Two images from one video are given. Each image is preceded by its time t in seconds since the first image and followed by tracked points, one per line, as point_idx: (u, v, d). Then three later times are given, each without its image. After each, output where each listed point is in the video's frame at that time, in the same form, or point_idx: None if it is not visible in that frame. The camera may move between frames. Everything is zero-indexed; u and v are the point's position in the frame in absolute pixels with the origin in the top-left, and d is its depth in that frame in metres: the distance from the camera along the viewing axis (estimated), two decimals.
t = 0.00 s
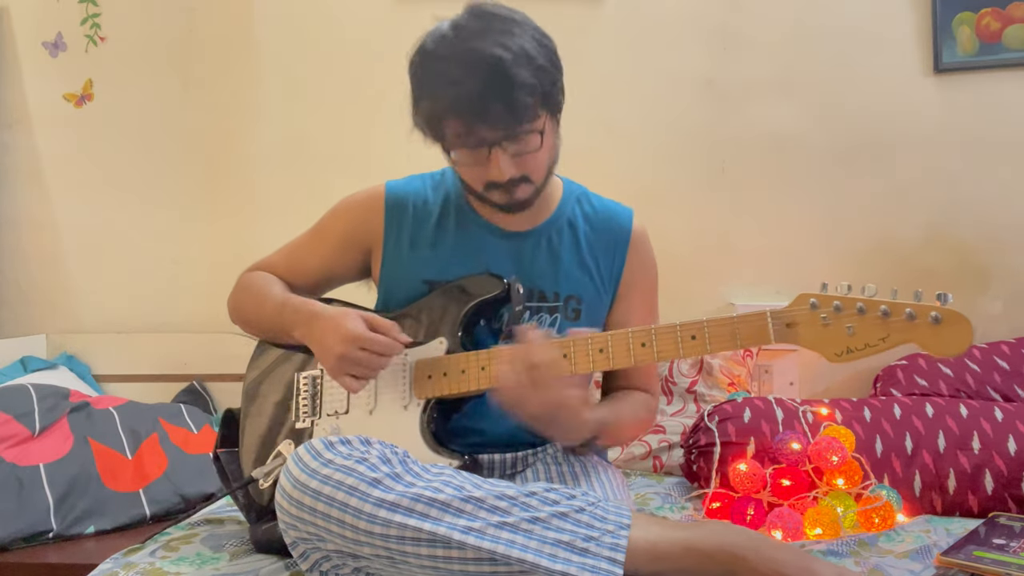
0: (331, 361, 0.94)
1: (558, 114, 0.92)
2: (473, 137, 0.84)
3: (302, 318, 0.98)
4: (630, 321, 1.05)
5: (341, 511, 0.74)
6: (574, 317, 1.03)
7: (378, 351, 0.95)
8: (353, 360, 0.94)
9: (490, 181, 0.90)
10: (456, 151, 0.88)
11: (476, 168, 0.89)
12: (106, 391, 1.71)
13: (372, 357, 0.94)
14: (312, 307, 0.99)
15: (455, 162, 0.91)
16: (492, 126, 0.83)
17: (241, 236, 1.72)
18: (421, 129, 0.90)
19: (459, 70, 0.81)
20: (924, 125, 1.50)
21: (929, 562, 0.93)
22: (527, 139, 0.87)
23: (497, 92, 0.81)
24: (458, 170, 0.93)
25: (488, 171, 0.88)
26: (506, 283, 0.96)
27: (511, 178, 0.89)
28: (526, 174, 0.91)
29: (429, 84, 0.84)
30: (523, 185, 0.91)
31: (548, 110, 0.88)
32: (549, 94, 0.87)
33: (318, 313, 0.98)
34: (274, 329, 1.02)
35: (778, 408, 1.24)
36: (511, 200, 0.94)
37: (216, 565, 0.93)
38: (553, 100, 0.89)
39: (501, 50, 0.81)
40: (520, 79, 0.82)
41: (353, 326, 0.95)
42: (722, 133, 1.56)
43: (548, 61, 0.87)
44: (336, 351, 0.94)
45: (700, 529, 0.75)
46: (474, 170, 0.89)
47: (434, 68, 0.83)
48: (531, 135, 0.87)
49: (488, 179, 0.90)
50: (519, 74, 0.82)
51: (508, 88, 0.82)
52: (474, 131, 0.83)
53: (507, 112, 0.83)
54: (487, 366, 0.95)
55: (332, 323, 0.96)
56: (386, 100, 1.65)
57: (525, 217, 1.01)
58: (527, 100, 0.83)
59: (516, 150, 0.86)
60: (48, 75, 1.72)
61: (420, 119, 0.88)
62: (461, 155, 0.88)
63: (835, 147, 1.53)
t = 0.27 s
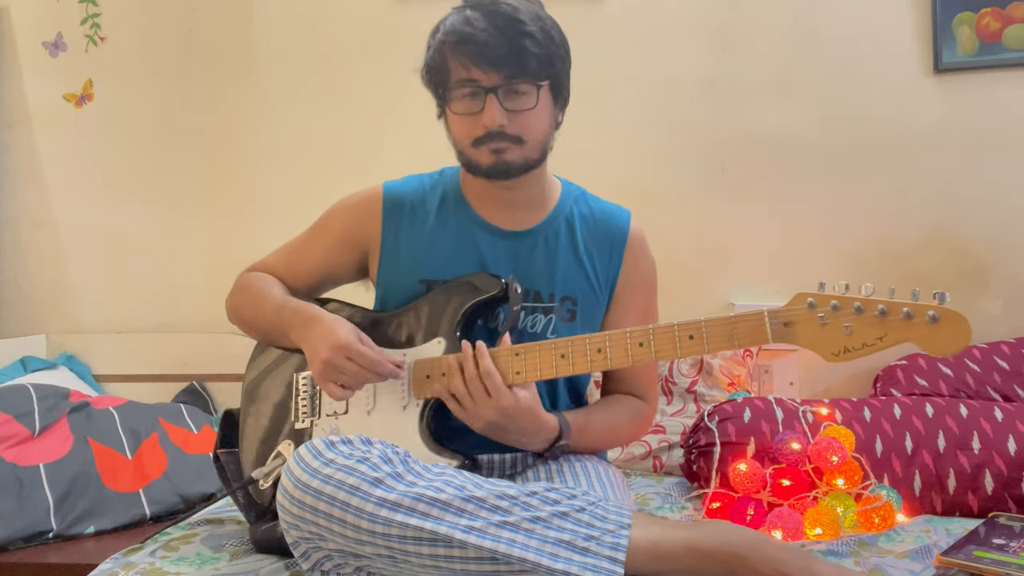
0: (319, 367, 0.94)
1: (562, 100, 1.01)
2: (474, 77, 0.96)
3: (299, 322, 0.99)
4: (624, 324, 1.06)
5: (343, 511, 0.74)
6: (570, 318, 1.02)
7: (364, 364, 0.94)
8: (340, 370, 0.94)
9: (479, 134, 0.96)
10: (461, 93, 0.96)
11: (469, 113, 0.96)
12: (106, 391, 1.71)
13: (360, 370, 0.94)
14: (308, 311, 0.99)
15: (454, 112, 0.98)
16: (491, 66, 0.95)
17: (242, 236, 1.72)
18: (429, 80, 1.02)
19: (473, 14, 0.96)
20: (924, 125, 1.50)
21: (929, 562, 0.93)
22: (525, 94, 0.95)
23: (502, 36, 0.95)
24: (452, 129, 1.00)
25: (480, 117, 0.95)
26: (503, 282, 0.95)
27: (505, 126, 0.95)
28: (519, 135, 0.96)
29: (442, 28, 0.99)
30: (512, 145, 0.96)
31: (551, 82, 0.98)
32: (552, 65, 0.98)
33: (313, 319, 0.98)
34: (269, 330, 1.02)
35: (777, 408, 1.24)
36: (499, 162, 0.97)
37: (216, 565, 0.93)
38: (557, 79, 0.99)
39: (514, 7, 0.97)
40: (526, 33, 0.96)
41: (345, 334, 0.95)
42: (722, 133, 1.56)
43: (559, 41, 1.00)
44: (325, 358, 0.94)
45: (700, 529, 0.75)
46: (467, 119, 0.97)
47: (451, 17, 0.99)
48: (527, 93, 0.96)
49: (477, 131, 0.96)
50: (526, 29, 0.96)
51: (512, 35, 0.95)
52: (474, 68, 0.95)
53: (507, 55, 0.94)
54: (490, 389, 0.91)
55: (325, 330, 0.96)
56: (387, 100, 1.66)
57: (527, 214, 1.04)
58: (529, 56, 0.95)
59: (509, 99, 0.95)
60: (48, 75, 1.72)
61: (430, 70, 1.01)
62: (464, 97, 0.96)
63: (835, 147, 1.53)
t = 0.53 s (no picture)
0: (318, 370, 0.93)
1: (563, 96, 1.02)
2: (474, 69, 0.97)
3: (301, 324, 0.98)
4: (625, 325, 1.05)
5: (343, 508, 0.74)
6: (571, 319, 1.02)
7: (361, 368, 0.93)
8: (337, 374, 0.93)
9: (478, 125, 0.97)
10: (460, 84, 0.98)
11: (468, 104, 0.97)
12: (106, 391, 1.71)
13: (355, 374, 0.92)
14: (308, 313, 0.99)
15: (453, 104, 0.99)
16: (491, 58, 0.96)
17: (242, 236, 1.72)
18: (430, 74, 1.03)
19: (476, 9, 0.98)
20: (924, 124, 1.50)
21: (929, 562, 0.93)
22: (523, 87, 0.96)
23: (503, 30, 0.96)
24: (452, 121, 1.01)
25: (479, 109, 0.96)
26: (505, 283, 0.95)
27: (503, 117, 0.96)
28: (517, 126, 0.97)
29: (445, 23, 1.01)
30: (510, 136, 0.97)
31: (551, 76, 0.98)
32: (552, 60, 0.99)
33: (313, 322, 0.98)
34: (272, 331, 1.02)
35: (777, 408, 1.24)
36: (496, 154, 0.97)
37: (216, 565, 0.93)
38: (558, 73, 1.00)
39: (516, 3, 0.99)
40: (527, 27, 0.97)
41: (344, 338, 0.94)
42: (722, 133, 1.56)
43: (561, 38, 1.01)
44: (323, 361, 0.93)
45: (700, 529, 0.75)
46: (466, 110, 0.98)
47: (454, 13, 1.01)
48: (526, 85, 0.96)
49: (476, 122, 0.97)
50: (527, 24, 0.97)
51: (513, 29, 0.97)
52: (474, 59, 0.96)
53: (507, 47, 0.95)
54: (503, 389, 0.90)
55: (324, 333, 0.95)
56: (388, 100, 1.66)
57: (527, 215, 1.04)
58: (529, 50, 0.96)
59: (508, 90, 0.96)
60: (48, 75, 1.72)
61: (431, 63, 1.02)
62: (464, 88, 0.97)
63: (835, 147, 1.53)
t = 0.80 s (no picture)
0: (320, 378, 0.94)
1: (564, 96, 1.03)
2: (477, 66, 0.98)
3: (305, 331, 0.99)
4: (629, 321, 1.05)
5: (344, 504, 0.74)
6: (575, 316, 1.02)
7: (360, 384, 0.93)
8: (337, 386, 0.94)
9: (480, 121, 0.97)
10: (463, 81, 0.98)
11: (471, 100, 0.98)
12: (106, 391, 1.70)
13: (354, 391, 0.93)
14: (314, 321, 0.99)
15: (455, 101, 1.00)
16: (494, 55, 0.97)
17: (242, 235, 1.72)
18: (434, 73, 1.04)
19: (482, 8, 0.99)
20: (925, 124, 1.50)
21: (929, 562, 0.93)
22: (525, 84, 0.97)
23: (506, 27, 0.97)
24: (454, 118, 1.01)
25: (481, 104, 0.97)
26: (518, 288, 0.95)
27: (504, 114, 0.96)
28: (517, 122, 0.97)
29: (450, 22, 1.02)
30: (511, 133, 0.97)
31: (552, 75, 0.99)
32: (554, 58, 0.99)
33: (316, 332, 0.98)
34: (275, 324, 1.02)
35: (778, 408, 1.24)
36: (497, 152, 0.98)
37: (216, 565, 0.93)
38: (559, 73, 1.01)
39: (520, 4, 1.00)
40: (530, 26, 0.98)
41: (350, 351, 0.95)
42: (722, 133, 1.56)
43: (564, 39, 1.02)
44: (328, 371, 0.94)
45: (700, 529, 0.75)
46: (469, 106, 0.98)
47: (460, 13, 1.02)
48: (528, 83, 0.97)
49: (478, 118, 0.97)
50: (531, 22, 0.98)
51: (517, 27, 0.98)
52: (479, 56, 0.97)
53: (510, 45, 0.97)
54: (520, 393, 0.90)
55: (329, 345, 0.96)
56: (389, 100, 1.66)
57: (530, 212, 1.04)
58: (532, 47, 0.97)
59: (510, 87, 0.97)
60: (48, 75, 1.72)
61: (436, 62, 1.03)
62: (466, 84, 0.98)
63: (835, 147, 1.53)
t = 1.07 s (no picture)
0: (337, 388, 0.93)
1: (570, 111, 1.01)
2: (482, 82, 0.95)
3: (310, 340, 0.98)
4: (633, 321, 1.05)
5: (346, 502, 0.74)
6: (578, 316, 1.02)
7: (378, 391, 0.93)
8: (356, 395, 0.93)
9: (483, 139, 0.96)
10: (467, 96, 0.96)
11: (474, 117, 0.96)
12: (106, 391, 1.70)
13: (373, 398, 0.93)
14: (323, 333, 0.99)
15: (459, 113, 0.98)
16: (500, 73, 0.94)
17: (242, 236, 1.72)
18: (440, 78, 1.01)
19: (489, 19, 0.95)
20: (925, 124, 1.50)
21: (929, 562, 0.93)
22: (530, 105, 0.95)
23: (514, 44, 0.94)
24: (458, 128, 1.00)
25: (485, 122, 0.95)
26: (519, 289, 0.95)
27: (507, 136, 0.95)
28: (520, 143, 0.96)
29: (458, 29, 0.98)
30: (513, 153, 0.96)
31: (558, 93, 0.97)
32: (561, 76, 0.97)
33: (327, 344, 0.97)
34: (279, 335, 1.02)
35: (778, 408, 1.24)
36: (499, 172, 0.98)
37: (216, 565, 0.93)
38: (566, 90, 0.99)
39: (531, 15, 0.96)
40: (540, 44, 0.95)
41: (366, 359, 0.95)
42: (722, 133, 1.56)
43: (574, 54, 0.99)
44: (345, 380, 0.93)
45: (700, 529, 0.75)
46: (472, 121, 0.96)
47: (468, 19, 0.98)
48: (533, 102, 0.95)
49: (481, 135, 0.96)
50: (541, 39, 0.95)
51: (525, 44, 0.94)
52: (484, 73, 0.94)
53: (517, 65, 0.94)
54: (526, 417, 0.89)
55: (343, 355, 0.95)
56: (389, 100, 1.67)
57: (533, 213, 1.04)
58: (539, 66, 0.95)
59: (515, 108, 0.95)
60: (48, 75, 1.72)
61: (442, 67, 1.00)
62: (469, 99, 0.96)
63: (835, 147, 1.53)
